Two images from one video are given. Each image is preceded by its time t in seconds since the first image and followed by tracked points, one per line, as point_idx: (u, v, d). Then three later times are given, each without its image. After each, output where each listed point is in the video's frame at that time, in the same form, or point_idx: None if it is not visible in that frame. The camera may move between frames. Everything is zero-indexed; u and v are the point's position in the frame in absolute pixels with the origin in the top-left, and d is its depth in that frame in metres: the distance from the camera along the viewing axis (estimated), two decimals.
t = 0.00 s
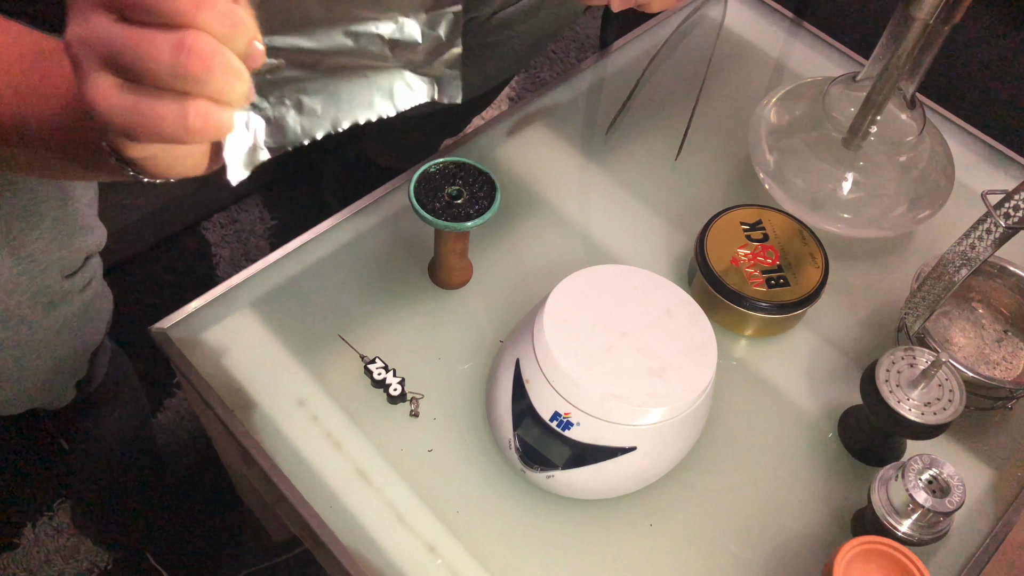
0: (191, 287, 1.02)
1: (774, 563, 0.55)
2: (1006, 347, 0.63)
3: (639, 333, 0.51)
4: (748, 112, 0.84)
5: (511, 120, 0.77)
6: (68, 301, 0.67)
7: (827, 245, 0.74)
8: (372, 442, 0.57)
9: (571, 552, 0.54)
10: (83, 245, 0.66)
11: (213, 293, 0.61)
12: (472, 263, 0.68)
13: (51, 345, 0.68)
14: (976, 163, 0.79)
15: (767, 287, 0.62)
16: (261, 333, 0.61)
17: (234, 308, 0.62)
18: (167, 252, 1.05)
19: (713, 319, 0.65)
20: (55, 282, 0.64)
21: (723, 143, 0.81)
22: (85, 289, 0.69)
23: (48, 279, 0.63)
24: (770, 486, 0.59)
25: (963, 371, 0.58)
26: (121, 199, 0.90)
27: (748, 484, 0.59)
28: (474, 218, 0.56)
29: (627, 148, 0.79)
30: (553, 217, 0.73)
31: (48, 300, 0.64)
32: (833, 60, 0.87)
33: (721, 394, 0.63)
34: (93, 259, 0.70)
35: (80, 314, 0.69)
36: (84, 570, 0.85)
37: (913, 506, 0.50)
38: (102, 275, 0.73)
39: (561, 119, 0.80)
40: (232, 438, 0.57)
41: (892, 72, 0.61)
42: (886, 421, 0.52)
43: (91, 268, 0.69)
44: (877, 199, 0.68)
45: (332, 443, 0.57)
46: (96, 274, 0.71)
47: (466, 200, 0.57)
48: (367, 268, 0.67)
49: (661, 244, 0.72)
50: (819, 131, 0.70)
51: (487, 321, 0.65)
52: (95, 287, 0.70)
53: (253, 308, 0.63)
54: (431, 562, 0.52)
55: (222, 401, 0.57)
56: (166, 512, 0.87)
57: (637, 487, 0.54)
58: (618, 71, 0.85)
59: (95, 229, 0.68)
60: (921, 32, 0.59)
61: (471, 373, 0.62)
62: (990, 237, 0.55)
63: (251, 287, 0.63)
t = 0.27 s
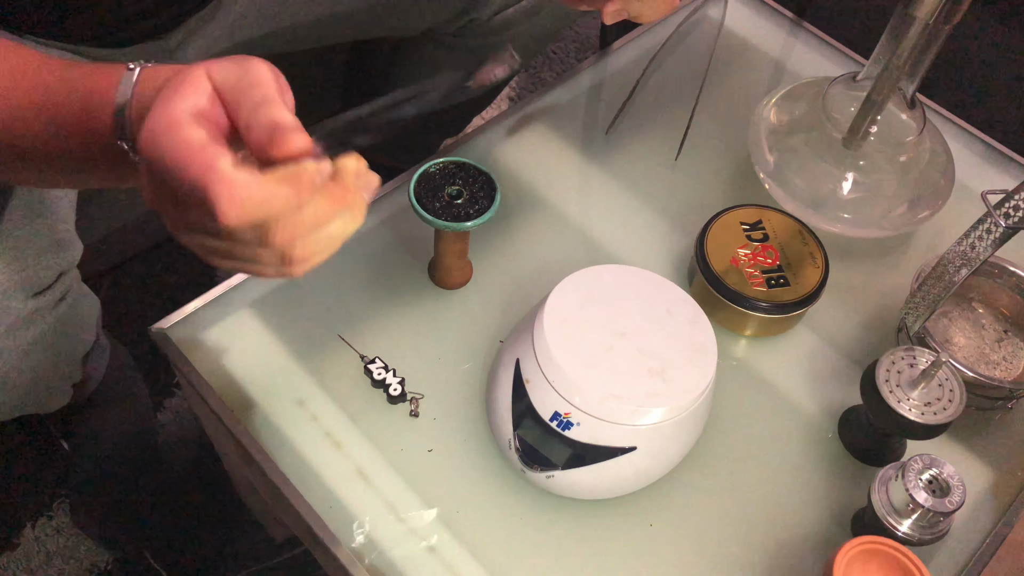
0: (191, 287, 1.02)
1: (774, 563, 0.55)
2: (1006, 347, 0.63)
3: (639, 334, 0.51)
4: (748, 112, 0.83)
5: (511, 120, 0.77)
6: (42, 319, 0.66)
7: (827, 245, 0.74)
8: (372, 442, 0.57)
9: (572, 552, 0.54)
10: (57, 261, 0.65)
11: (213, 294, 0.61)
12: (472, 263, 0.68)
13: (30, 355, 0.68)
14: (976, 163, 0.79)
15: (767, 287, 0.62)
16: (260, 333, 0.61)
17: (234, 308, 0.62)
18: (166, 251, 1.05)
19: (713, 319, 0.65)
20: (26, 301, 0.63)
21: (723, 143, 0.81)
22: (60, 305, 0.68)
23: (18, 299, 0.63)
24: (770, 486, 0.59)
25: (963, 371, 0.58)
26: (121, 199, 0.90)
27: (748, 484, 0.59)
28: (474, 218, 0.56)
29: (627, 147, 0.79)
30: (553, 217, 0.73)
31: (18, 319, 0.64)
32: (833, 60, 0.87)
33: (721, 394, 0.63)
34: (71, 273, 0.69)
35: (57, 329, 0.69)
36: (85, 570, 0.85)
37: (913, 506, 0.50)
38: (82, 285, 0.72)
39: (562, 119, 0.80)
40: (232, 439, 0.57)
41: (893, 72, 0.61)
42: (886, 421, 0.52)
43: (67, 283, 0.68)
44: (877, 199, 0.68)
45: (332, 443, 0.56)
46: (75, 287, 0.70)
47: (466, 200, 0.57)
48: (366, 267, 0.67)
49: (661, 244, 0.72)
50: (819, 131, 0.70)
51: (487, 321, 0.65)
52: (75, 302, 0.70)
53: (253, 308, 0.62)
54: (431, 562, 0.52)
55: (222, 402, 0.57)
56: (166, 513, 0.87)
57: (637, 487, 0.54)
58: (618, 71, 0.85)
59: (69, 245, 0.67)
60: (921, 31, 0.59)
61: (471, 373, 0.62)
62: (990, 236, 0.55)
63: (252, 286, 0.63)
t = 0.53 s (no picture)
0: (191, 287, 1.02)
1: (774, 562, 0.55)
2: (1006, 347, 0.63)
3: (639, 334, 0.51)
4: (748, 112, 0.84)
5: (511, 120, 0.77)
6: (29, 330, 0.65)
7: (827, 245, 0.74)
8: (372, 442, 0.57)
9: (572, 552, 0.54)
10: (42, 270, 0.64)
11: (212, 293, 0.61)
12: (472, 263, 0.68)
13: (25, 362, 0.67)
14: (977, 163, 0.79)
15: (767, 287, 0.62)
16: (260, 333, 0.61)
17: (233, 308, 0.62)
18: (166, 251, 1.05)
19: (712, 319, 0.65)
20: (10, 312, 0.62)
21: (723, 143, 0.81)
22: (49, 315, 0.66)
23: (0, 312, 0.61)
24: (770, 486, 0.59)
25: (963, 371, 0.58)
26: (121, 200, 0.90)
27: (748, 484, 0.59)
28: (474, 218, 0.57)
29: (627, 148, 0.79)
30: (553, 217, 0.73)
31: None
32: (833, 61, 0.87)
33: (721, 393, 0.63)
34: (61, 282, 0.67)
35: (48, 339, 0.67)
36: (85, 570, 0.85)
37: (913, 506, 0.50)
38: (77, 291, 0.70)
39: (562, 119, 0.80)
40: (232, 439, 0.57)
41: (892, 72, 0.61)
42: (887, 422, 0.52)
43: (55, 292, 0.66)
44: (877, 200, 0.68)
45: (332, 443, 0.56)
46: (67, 294, 0.68)
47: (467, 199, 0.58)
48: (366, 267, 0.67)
49: (661, 244, 0.72)
50: (819, 131, 0.70)
51: (487, 321, 0.65)
52: (66, 311, 0.68)
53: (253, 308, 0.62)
54: (431, 562, 0.52)
55: (222, 401, 0.57)
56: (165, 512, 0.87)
57: (637, 487, 0.54)
58: (618, 71, 0.85)
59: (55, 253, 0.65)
60: (920, 32, 0.59)
61: (471, 373, 0.62)
62: (990, 236, 0.55)
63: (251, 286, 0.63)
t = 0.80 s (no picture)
0: (190, 287, 1.02)
1: (774, 562, 0.55)
2: (1006, 347, 0.63)
3: (639, 333, 0.51)
4: (748, 112, 0.83)
5: (511, 120, 0.77)
6: (21, 333, 0.64)
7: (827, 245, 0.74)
8: (372, 442, 0.57)
9: (571, 552, 0.54)
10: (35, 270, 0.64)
11: (213, 294, 0.61)
12: (472, 263, 0.68)
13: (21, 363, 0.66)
14: (977, 163, 0.79)
15: (767, 287, 0.62)
16: (261, 333, 0.61)
17: (233, 309, 0.62)
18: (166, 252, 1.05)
19: (712, 319, 0.65)
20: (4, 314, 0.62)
21: (724, 143, 0.81)
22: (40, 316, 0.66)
23: None
24: (770, 486, 0.59)
25: (963, 371, 0.58)
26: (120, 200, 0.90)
27: (749, 484, 0.59)
28: (474, 218, 0.56)
29: (627, 148, 0.79)
30: (554, 218, 0.73)
31: None
32: (833, 60, 0.87)
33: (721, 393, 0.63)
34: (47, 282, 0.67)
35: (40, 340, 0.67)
36: (85, 570, 0.85)
37: (913, 506, 0.50)
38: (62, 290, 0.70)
39: (562, 119, 0.80)
40: (232, 439, 0.57)
41: (892, 72, 0.62)
42: (887, 422, 0.52)
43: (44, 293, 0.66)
44: (877, 199, 0.68)
45: (332, 443, 0.56)
46: (55, 294, 0.68)
47: (466, 200, 0.57)
48: (366, 268, 0.67)
49: (661, 244, 0.72)
50: (819, 131, 0.70)
51: (487, 321, 0.65)
52: (54, 311, 0.68)
53: (253, 308, 0.63)
54: (431, 562, 0.52)
55: (221, 402, 0.57)
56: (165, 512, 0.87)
57: (638, 487, 0.54)
58: (618, 71, 0.85)
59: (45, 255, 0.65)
60: (920, 33, 0.59)
61: (471, 373, 0.62)
62: (990, 237, 0.55)
63: (251, 287, 0.63)
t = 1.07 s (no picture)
0: (191, 287, 1.02)
1: (775, 562, 0.55)
2: (1006, 347, 0.63)
3: (639, 333, 0.51)
4: (748, 112, 0.84)
5: (511, 120, 0.77)
6: (19, 332, 0.64)
7: (827, 245, 0.74)
8: (372, 442, 0.57)
9: (572, 552, 0.54)
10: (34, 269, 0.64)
11: (213, 293, 0.62)
12: (473, 263, 0.68)
13: (19, 364, 0.66)
14: (977, 163, 0.79)
15: (767, 287, 0.62)
16: (261, 333, 0.61)
17: (234, 309, 0.62)
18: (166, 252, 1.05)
19: (712, 319, 0.65)
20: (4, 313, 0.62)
21: (724, 143, 0.81)
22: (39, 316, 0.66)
23: None
24: (771, 486, 0.59)
25: (963, 371, 0.58)
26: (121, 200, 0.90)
27: (749, 484, 0.59)
28: (474, 219, 0.56)
29: (627, 148, 0.79)
30: (554, 218, 0.73)
31: None
32: (833, 60, 0.87)
33: (721, 393, 0.63)
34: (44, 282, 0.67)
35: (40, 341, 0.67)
36: (85, 570, 0.84)
37: (913, 506, 0.50)
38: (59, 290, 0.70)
39: (562, 119, 0.80)
40: (232, 439, 0.57)
41: (892, 72, 0.61)
42: (887, 422, 0.52)
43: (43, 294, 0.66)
44: (877, 199, 0.68)
45: (332, 444, 0.57)
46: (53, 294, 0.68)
47: (466, 200, 0.57)
48: (367, 268, 0.67)
49: (661, 244, 0.72)
50: (819, 131, 0.70)
51: (487, 321, 0.65)
52: (53, 311, 0.68)
53: (253, 308, 0.63)
54: (431, 562, 0.52)
55: (221, 401, 0.57)
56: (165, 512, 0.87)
57: (637, 487, 0.54)
58: (618, 71, 0.85)
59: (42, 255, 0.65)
60: (920, 33, 0.59)
61: (471, 373, 0.62)
62: (990, 237, 0.55)
63: (251, 287, 0.64)
